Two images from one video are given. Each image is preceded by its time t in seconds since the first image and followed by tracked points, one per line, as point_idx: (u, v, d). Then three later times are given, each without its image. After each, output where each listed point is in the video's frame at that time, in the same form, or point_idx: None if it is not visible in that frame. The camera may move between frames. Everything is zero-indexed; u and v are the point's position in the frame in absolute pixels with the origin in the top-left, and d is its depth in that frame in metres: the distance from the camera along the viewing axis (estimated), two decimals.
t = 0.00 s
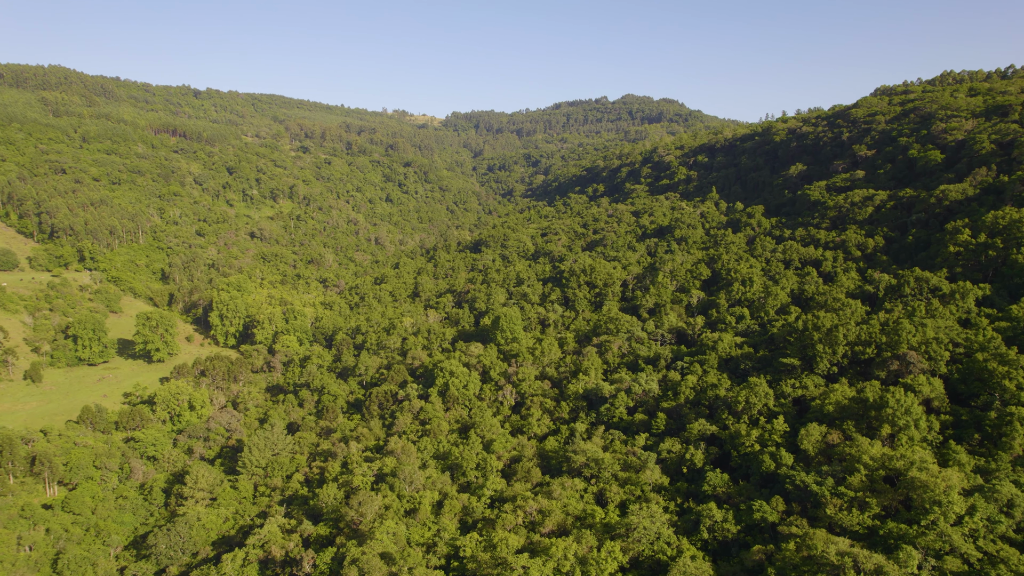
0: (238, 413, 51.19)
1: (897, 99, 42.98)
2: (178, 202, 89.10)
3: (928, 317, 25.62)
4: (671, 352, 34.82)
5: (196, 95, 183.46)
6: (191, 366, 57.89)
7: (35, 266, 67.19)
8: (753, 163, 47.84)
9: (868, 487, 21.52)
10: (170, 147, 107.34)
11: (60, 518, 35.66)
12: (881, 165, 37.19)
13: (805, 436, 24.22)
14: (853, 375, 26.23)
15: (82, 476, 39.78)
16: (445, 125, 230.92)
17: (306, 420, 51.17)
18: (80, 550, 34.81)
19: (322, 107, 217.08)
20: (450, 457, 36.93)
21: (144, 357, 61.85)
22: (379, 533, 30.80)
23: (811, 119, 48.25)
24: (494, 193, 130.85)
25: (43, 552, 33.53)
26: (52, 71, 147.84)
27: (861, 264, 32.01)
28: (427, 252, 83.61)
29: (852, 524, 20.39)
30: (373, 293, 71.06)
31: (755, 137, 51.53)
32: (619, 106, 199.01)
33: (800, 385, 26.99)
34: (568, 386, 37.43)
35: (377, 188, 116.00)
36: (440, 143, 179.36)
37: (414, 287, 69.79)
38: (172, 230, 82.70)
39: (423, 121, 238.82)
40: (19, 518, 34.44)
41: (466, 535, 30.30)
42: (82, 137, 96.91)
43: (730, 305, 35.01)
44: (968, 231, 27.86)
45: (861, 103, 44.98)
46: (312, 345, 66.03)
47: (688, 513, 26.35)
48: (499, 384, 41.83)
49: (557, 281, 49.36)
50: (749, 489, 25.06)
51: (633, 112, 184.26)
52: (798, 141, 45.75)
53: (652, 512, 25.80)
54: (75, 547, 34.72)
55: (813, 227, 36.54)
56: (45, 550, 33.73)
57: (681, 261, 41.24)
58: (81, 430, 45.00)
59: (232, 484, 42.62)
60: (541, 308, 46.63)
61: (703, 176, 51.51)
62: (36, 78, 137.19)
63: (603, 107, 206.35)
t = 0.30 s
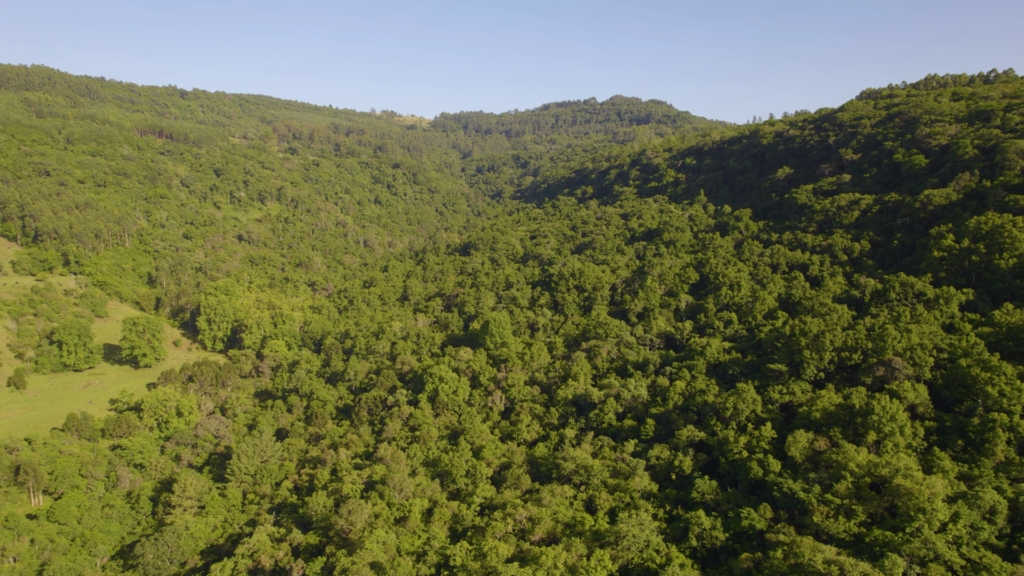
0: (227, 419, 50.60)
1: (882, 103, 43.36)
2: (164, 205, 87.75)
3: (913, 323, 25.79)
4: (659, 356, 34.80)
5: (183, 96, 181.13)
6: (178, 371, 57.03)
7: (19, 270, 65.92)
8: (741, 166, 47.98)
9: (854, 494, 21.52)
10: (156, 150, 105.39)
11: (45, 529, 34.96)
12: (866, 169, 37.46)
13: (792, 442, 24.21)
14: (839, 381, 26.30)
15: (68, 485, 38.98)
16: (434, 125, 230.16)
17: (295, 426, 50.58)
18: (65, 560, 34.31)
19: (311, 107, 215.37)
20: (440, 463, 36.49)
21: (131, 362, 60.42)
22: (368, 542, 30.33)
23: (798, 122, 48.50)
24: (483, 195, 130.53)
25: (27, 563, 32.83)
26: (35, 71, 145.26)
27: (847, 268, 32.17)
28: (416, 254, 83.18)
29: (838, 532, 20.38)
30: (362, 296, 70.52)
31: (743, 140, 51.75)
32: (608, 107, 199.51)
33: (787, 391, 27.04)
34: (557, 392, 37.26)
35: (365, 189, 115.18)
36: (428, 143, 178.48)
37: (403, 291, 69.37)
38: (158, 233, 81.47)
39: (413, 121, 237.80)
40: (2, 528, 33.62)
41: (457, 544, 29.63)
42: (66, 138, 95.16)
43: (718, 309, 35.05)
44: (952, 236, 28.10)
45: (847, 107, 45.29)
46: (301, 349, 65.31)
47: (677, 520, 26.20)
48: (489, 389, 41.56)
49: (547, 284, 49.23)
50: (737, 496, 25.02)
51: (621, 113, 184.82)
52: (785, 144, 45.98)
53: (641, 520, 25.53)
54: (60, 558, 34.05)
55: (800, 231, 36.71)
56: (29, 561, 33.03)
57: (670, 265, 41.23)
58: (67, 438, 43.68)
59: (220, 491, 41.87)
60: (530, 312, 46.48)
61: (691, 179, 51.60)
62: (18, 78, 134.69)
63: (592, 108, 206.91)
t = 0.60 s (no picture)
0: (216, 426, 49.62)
1: (869, 107, 43.70)
2: (152, 207, 86.46)
3: (899, 328, 25.93)
4: (649, 362, 34.76)
5: (170, 96, 178.92)
6: (166, 377, 56.18)
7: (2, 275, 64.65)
8: (729, 169, 48.10)
9: (841, 502, 21.52)
10: (143, 151, 104.09)
11: (30, 539, 34.02)
12: (853, 173, 37.71)
13: (780, 449, 24.20)
14: (826, 386, 26.36)
15: (54, 494, 38.24)
16: (424, 126, 229.34)
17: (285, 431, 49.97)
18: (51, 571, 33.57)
19: (300, 107, 213.76)
20: (431, 470, 36.10)
21: (118, 367, 59.57)
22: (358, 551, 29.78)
23: (786, 125, 48.75)
24: (473, 196, 130.32)
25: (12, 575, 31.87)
26: (18, 71, 142.67)
27: (834, 272, 32.32)
28: (405, 257, 82.77)
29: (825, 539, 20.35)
30: (351, 300, 70.02)
31: (731, 143, 51.97)
32: (597, 108, 199.81)
33: (775, 397, 27.06)
34: (547, 397, 37.08)
35: (355, 191, 114.45)
36: (418, 144, 177.65)
37: (393, 294, 68.97)
38: (146, 236, 80.27)
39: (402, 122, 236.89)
40: None
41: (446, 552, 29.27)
42: (51, 139, 93.38)
43: (707, 314, 35.07)
44: (937, 240, 28.34)
45: (834, 111, 45.56)
46: (290, 354, 64.65)
47: (666, 527, 26.06)
48: (479, 395, 41.29)
49: (536, 288, 49.10)
50: (726, 503, 24.95)
51: (610, 114, 185.20)
52: (772, 147, 46.19)
53: (631, 527, 25.32)
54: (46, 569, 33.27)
55: (787, 234, 36.84)
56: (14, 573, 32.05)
57: (659, 268, 41.22)
58: (52, 446, 43.47)
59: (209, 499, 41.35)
60: (520, 316, 46.33)
61: (680, 182, 51.69)
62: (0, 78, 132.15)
63: (582, 109, 207.38)
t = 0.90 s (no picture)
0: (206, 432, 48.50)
1: (855, 111, 44.02)
2: (139, 210, 84.92)
3: (885, 333, 26.07)
4: (638, 367, 34.70)
5: (157, 96, 176.66)
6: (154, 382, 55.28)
7: None
8: (718, 171, 48.21)
9: (829, 509, 21.50)
10: (129, 153, 102.45)
11: (15, 549, 32.91)
12: (841, 177, 37.92)
13: (768, 456, 24.17)
14: (814, 393, 26.41)
15: (40, 504, 37.49)
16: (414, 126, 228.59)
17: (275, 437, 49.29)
18: None
19: (289, 108, 212.04)
20: (421, 477, 35.61)
21: (104, 373, 58.63)
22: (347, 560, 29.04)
23: (774, 128, 48.98)
24: (462, 198, 130.09)
25: None
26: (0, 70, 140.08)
27: (822, 276, 32.46)
28: (395, 260, 82.36)
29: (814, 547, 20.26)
30: (341, 303, 69.52)
31: (719, 145, 52.14)
32: (587, 109, 200.32)
33: (764, 403, 27.05)
34: (537, 403, 36.88)
35: (344, 193, 113.71)
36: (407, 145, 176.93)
37: (383, 298, 68.57)
38: (133, 239, 79.04)
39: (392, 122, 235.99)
40: None
41: (437, 561, 28.78)
42: (35, 141, 91.11)
43: (696, 318, 35.04)
44: (923, 245, 28.54)
45: (821, 114, 45.84)
46: (279, 359, 63.96)
47: (656, 534, 25.85)
48: (469, 401, 40.99)
49: (526, 292, 48.98)
50: (715, 510, 24.83)
51: (600, 115, 185.55)
52: (761, 150, 46.34)
53: (621, 534, 25.02)
54: None
55: (776, 238, 36.94)
56: None
57: (648, 272, 41.22)
58: (38, 454, 42.18)
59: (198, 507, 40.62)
60: (510, 321, 46.16)
61: (669, 184, 51.77)
62: None
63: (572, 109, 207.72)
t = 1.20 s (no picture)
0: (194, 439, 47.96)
1: (842, 114, 44.33)
2: (126, 212, 83.73)
3: (872, 339, 26.19)
4: (628, 372, 34.63)
5: (143, 96, 174.36)
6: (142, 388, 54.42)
7: None
8: (706, 174, 48.31)
9: (816, 516, 21.46)
10: (116, 154, 100.88)
11: None
12: (828, 180, 38.14)
13: (757, 462, 24.13)
14: (802, 398, 26.46)
15: (25, 513, 36.06)
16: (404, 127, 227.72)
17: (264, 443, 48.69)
18: None
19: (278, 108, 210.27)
20: (411, 484, 35.10)
21: (91, 379, 57.65)
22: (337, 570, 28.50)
23: (762, 131, 49.17)
24: (452, 199, 129.70)
25: None
26: None
27: (809, 280, 32.58)
28: (385, 262, 81.93)
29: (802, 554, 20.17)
30: (330, 307, 68.97)
31: (708, 148, 52.28)
32: (576, 110, 200.68)
33: (753, 409, 27.06)
34: (527, 408, 36.68)
35: (333, 195, 112.93)
36: (397, 146, 176.11)
37: (372, 301, 68.16)
38: (120, 242, 77.81)
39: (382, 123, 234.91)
40: None
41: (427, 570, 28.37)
42: (18, 142, 89.50)
43: (685, 322, 35.04)
44: (908, 250, 28.75)
45: (809, 117, 46.06)
46: (268, 364, 63.23)
47: (646, 541, 25.67)
48: (459, 406, 40.66)
49: (516, 295, 48.83)
50: (704, 517, 24.71)
51: (590, 116, 185.93)
52: (749, 153, 46.46)
53: (611, 542, 24.80)
54: None
55: (764, 241, 37.04)
56: None
57: (638, 276, 41.19)
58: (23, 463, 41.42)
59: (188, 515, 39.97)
60: (500, 325, 45.96)
61: (658, 187, 51.82)
62: None
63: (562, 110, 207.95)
